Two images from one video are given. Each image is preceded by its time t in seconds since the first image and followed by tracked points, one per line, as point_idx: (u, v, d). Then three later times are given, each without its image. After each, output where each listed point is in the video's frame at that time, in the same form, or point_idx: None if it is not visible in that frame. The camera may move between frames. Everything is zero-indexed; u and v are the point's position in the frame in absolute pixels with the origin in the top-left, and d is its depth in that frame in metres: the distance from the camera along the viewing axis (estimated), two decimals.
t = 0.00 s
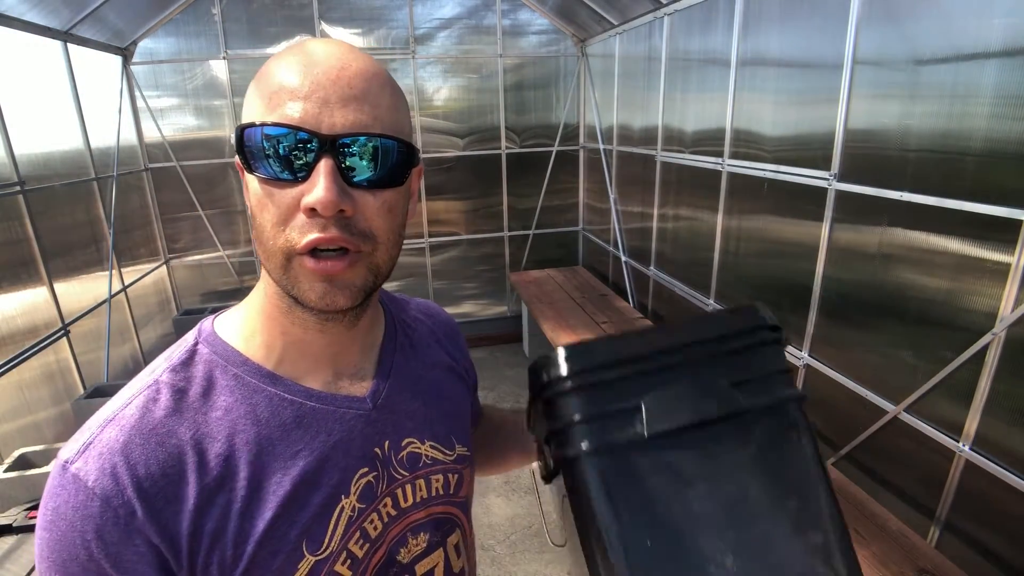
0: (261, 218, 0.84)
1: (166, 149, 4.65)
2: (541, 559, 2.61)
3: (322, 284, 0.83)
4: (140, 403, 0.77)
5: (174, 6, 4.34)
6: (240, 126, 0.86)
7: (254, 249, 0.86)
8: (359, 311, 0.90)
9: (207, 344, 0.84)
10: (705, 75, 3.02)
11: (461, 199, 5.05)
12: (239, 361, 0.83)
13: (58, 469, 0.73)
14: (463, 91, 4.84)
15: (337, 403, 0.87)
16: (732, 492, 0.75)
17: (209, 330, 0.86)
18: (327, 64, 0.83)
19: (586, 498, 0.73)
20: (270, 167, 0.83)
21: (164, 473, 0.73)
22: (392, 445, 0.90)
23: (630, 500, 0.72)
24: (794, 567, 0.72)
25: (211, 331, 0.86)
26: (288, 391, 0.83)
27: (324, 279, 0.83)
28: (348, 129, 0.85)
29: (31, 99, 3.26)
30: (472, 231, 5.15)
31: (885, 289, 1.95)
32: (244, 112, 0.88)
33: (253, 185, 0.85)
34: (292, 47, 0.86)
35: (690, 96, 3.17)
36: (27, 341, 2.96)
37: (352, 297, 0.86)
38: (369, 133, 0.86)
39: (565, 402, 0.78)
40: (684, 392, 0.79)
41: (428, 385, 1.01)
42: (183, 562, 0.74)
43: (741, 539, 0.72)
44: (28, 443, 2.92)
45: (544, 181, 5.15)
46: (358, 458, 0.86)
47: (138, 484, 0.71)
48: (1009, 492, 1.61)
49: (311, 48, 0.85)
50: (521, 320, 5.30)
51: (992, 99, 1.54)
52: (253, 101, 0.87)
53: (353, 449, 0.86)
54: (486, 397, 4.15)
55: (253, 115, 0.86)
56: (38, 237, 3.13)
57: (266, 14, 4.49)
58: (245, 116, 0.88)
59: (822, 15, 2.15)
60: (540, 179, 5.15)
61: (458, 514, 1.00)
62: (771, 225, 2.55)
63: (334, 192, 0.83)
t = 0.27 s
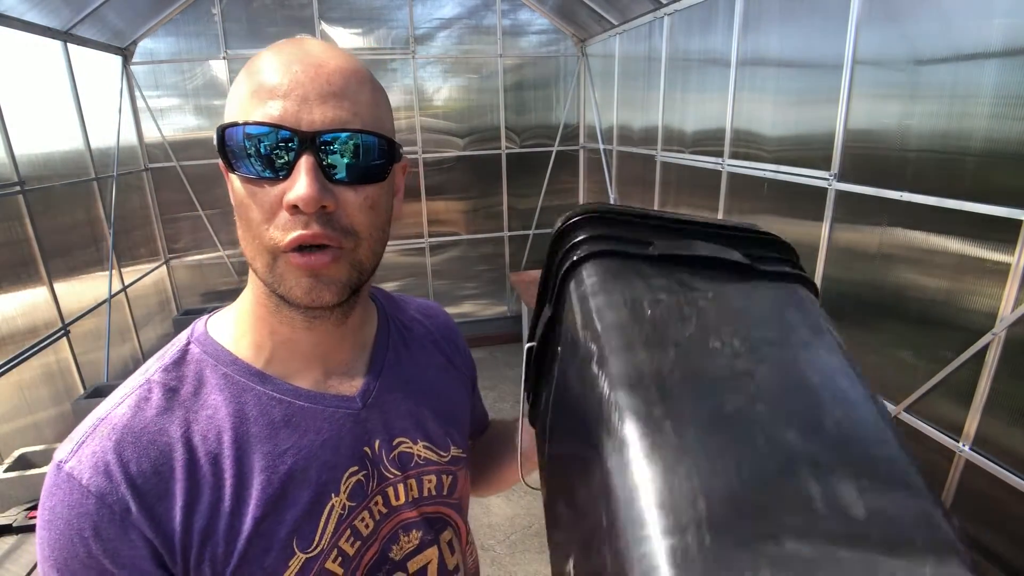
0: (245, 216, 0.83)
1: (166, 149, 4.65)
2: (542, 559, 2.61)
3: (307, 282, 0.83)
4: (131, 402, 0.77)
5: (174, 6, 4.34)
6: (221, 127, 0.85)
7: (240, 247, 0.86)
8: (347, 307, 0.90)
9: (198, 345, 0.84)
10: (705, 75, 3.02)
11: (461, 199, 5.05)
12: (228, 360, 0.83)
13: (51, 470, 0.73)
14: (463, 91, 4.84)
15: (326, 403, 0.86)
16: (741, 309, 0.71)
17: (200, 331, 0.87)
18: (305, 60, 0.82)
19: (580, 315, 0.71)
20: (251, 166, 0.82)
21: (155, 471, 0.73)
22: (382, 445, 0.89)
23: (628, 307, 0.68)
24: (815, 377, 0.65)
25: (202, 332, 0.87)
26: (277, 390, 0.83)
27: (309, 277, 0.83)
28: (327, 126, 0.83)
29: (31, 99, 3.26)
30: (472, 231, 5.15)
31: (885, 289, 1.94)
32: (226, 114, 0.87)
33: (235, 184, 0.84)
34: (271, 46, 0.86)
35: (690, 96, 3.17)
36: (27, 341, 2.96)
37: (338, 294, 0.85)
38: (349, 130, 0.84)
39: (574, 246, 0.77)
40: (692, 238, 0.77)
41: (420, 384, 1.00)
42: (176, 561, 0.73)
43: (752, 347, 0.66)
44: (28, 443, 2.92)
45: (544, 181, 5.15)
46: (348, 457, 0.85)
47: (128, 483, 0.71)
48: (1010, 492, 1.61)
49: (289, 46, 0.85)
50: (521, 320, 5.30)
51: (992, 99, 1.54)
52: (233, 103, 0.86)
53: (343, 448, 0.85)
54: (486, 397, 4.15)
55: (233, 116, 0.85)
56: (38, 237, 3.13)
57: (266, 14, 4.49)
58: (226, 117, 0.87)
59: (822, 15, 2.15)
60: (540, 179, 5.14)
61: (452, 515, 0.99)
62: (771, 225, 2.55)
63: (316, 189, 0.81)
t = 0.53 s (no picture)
0: (241, 216, 0.83)
1: (166, 149, 4.65)
2: (542, 559, 2.61)
3: (302, 281, 0.83)
4: (125, 397, 0.78)
5: (174, 6, 4.34)
6: (219, 126, 0.85)
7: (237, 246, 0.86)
8: (342, 307, 0.89)
9: (195, 342, 0.85)
10: (705, 75, 3.02)
11: (461, 199, 5.05)
12: (222, 359, 0.83)
13: (47, 461, 0.74)
14: (463, 91, 4.84)
15: (317, 405, 0.86)
16: (745, 280, 0.77)
17: (197, 329, 0.88)
18: (302, 60, 0.82)
19: (592, 285, 0.74)
20: (249, 164, 0.82)
21: (143, 466, 0.74)
22: (374, 449, 0.88)
23: (641, 275, 0.73)
24: (822, 337, 0.70)
25: (200, 330, 0.88)
26: (268, 390, 0.83)
27: (304, 276, 0.83)
28: (325, 125, 0.83)
29: (31, 99, 3.26)
30: (472, 231, 5.15)
31: (886, 289, 1.94)
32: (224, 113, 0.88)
33: (233, 183, 0.84)
34: (269, 45, 0.86)
35: (690, 96, 3.17)
36: (27, 341, 2.96)
37: (333, 294, 0.85)
38: (347, 129, 0.84)
39: (585, 230, 0.81)
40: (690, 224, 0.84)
41: (418, 386, 0.99)
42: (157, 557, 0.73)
43: (761, 308, 0.72)
44: (29, 444, 2.92)
45: (544, 181, 5.15)
46: (337, 460, 0.84)
47: (115, 477, 0.72)
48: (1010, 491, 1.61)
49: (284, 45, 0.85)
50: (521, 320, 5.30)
51: (992, 98, 1.54)
52: (231, 103, 0.86)
53: (332, 451, 0.84)
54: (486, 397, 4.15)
55: (231, 115, 0.85)
56: (38, 237, 3.13)
57: (266, 14, 4.50)
58: (224, 117, 0.87)
59: (822, 15, 2.15)
60: (540, 179, 5.14)
61: (445, 522, 0.97)
62: (771, 225, 2.55)
63: (312, 187, 0.81)
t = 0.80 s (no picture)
0: (244, 216, 0.83)
1: (166, 149, 4.65)
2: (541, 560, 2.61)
3: (303, 285, 0.83)
4: (122, 396, 0.78)
5: (174, 6, 4.34)
6: (227, 127, 0.85)
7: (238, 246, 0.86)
8: (342, 311, 0.89)
9: (193, 342, 0.85)
10: (705, 75, 3.02)
11: (461, 199, 5.05)
12: (220, 360, 0.83)
13: (44, 458, 0.74)
14: (463, 91, 4.84)
15: (314, 407, 0.85)
16: (730, 306, 0.74)
17: (195, 328, 0.87)
18: (316, 64, 0.82)
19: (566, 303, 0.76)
20: (255, 166, 0.82)
21: (139, 465, 0.73)
22: (371, 451, 0.88)
23: (612, 302, 0.72)
24: (808, 374, 0.67)
25: (199, 328, 0.88)
26: (265, 391, 0.83)
27: (306, 280, 0.82)
28: (334, 131, 0.83)
29: (31, 99, 3.26)
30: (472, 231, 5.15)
31: (885, 289, 1.94)
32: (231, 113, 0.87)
33: (238, 183, 0.84)
34: (282, 47, 0.86)
35: (690, 96, 3.17)
36: (27, 341, 2.96)
37: (334, 299, 0.85)
38: (356, 136, 0.84)
39: (564, 242, 0.83)
40: (682, 240, 0.83)
41: (417, 388, 0.99)
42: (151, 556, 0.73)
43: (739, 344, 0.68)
44: (28, 444, 2.92)
45: (544, 181, 5.15)
46: (333, 463, 0.84)
47: (110, 476, 0.71)
48: (1010, 492, 1.61)
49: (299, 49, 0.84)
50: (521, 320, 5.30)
51: (992, 98, 1.54)
52: (239, 104, 0.85)
53: (328, 453, 0.84)
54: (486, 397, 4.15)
55: (240, 116, 0.84)
56: (38, 237, 3.13)
57: (266, 14, 4.50)
58: (232, 117, 0.86)
59: (822, 14, 2.15)
60: (540, 179, 5.14)
61: (442, 525, 0.97)
62: (771, 225, 2.55)
63: (318, 193, 0.81)
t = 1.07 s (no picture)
0: (255, 219, 0.83)
1: (166, 149, 4.65)
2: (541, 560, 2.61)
3: (315, 291, 0.83)
4: (119, 401, 0.78)
5: (174, 6, 4.34)
6: (240, 125, 0.85)
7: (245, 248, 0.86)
8: (347, 317, 0.90)
9: (192, 345, 0.85)
10: (705, 75, 3.02)
11: (461, 199, 5.05)
12: (219, 364, 0.83)
13: (44, 457, 0.76)
14: (463, 91, 4.84)
15: (313, 412, 0.85)
16: (732, 337, 0.74)
17: (195, 331, 0.87)
18: (336, 68, 0.82)
19: (567, 327, 0.75)
20: (270, 167, 0.82)
21: (133, 469, 0.74)
22: (370, 456, 0.88)
23: (614, 334, 0.72)
24: (805, 421, 0.66)
25: (198, 331, 0.88)
26: (264, 396, 0.83)
27: (317, 286, 0.83)
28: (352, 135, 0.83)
29: (31, 99, 3.26)
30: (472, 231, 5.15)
31: (885, 289, 1.94)
32: (245, 111, 0.87)
33: (251, 183, 0.84)
34: (300, 48, 0.86)
35: (690, 96, 3.17)
36: (27, 341, 2.96)
37: (344, 305, 0.86)
38: (372, 140, 0.84)
39: (567, 262, 0.82)
40: (691, 260, 0.82)
41: (418, 391, 0.99)
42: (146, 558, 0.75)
43: (742, 384, 0.68)
44: (28, 444, 2.92)
45: (544, 181, 5.15)
46: (330, 469, 0.84)
47: (105, 480, 0.72)
48: (1009, 492, 1.61)
49: (319, 52, 0.85)
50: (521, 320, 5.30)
51: (991, 99, 1.54)
52: (254, 103, 0.85)
53: (326, 459, 0.84)
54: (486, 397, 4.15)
55: (255, 115, 0.84)
56: (38, 237, 3.13)
57: (266, 14, 4.50)
58: (245, 115, 0.86)
59: (822, 15, 2.15)
60: (540, 179, 5.14)
61: (442, 528, 0.97)
62: (770, 225, 2.55)
63: (334, 199, 0.82)
